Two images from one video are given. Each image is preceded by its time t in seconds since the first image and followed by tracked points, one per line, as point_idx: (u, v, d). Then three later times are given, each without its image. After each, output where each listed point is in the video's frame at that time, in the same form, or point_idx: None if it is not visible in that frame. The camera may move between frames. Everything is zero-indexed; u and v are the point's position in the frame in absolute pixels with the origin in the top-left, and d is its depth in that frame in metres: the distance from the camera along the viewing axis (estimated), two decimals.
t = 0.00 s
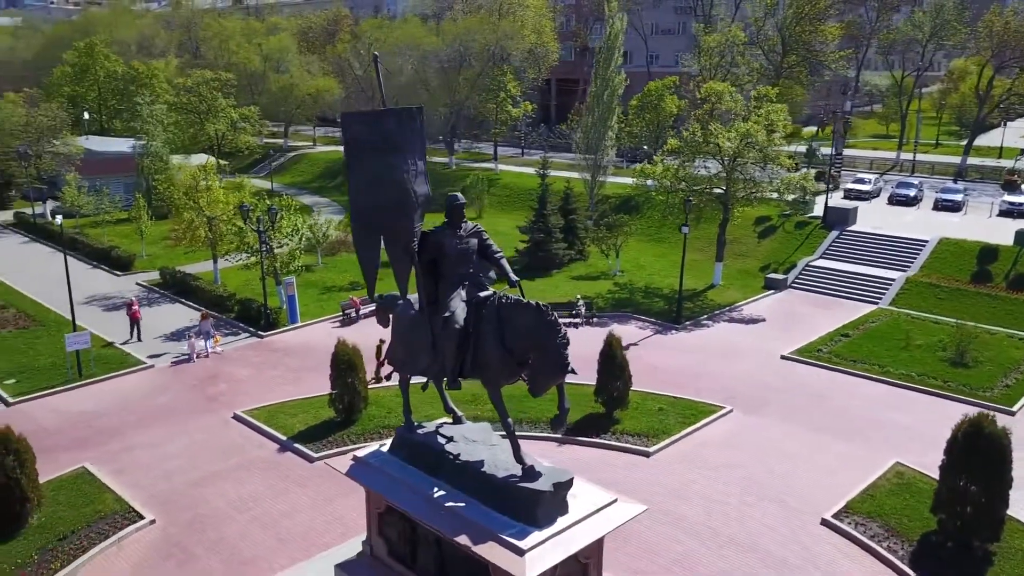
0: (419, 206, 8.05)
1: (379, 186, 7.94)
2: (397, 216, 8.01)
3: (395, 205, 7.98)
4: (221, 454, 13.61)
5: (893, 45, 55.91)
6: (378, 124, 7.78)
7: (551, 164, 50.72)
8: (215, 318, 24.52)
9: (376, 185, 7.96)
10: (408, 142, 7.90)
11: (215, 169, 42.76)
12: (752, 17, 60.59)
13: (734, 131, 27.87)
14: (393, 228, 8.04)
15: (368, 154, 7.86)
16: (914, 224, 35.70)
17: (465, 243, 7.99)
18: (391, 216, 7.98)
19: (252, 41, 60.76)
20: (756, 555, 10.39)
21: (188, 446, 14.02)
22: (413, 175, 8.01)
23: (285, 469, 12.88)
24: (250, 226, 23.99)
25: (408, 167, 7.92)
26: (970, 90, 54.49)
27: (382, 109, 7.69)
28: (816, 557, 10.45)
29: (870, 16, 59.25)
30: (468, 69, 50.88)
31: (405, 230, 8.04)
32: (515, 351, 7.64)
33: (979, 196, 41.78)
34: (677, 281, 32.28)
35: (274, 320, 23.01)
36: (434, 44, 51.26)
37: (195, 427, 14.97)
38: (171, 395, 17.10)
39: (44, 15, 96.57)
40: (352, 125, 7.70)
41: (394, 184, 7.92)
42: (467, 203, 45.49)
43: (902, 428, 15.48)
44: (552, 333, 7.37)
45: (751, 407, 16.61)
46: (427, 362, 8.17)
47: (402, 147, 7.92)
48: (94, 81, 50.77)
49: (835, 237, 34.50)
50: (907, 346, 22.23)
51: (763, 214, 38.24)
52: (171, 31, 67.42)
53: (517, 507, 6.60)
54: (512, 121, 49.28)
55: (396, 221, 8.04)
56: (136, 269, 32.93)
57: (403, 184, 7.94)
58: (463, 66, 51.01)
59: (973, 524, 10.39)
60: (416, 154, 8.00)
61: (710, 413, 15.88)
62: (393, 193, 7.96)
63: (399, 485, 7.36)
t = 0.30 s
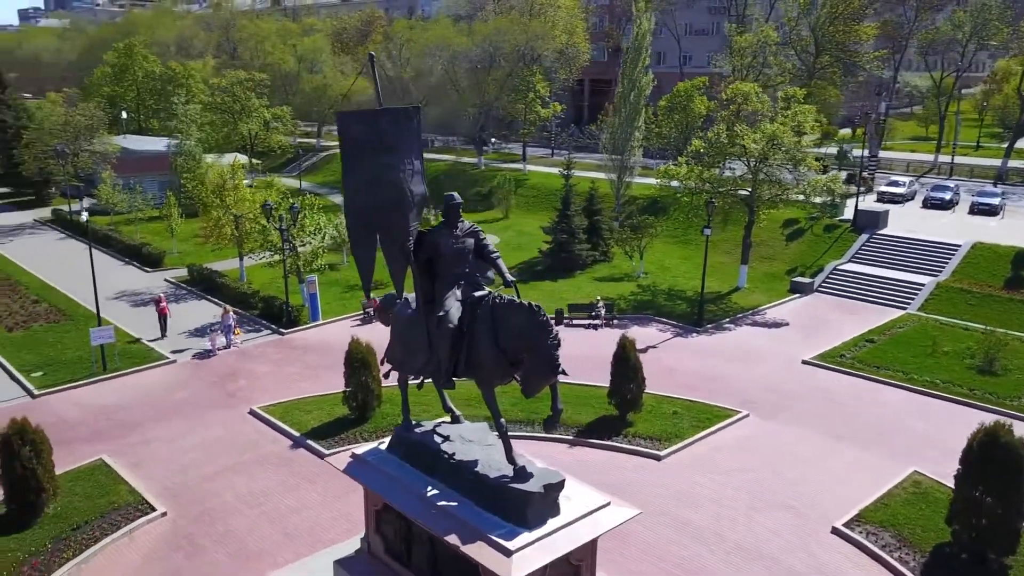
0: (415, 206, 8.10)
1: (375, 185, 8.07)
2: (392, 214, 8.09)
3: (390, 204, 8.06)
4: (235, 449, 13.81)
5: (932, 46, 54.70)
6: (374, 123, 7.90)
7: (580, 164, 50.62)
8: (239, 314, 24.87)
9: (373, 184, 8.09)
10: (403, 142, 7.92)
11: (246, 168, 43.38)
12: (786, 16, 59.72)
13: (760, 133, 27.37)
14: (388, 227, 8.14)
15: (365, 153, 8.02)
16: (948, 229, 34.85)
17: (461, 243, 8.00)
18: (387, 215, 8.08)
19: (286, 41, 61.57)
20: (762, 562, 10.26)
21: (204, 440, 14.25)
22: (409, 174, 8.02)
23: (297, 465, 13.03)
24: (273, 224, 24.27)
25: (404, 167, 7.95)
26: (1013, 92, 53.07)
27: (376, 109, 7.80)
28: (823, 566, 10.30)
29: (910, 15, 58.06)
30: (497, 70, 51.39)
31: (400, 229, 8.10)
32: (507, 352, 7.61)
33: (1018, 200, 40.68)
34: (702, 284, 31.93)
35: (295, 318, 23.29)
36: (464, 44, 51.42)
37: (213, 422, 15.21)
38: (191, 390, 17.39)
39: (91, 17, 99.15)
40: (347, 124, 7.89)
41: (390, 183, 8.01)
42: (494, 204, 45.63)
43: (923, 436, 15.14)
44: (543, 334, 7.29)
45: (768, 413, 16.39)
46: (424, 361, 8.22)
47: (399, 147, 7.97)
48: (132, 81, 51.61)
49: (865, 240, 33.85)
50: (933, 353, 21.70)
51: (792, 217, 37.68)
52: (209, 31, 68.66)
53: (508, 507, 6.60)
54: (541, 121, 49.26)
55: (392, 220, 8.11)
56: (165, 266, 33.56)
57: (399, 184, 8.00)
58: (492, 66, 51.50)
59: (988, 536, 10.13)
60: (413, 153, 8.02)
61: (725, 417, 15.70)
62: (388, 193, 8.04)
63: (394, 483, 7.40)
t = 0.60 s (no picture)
0: (414, 205, 8.27)
1: (374, 185, 8.29)
2: (390, 213, 8.30)
3: (388, 203, 8.28)
4: (252, 443, 14.00)
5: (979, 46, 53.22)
6: (373, 124, 8.13)
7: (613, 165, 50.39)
8: (266, 311, 25.24)
9: (372, 183, 8.31)
10: (403, 141, 8.14)
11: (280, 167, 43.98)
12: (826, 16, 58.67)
13: (791, 135, 26.83)
14: (386, 226, 8.34)
15: (364, 153, 8.25)
16: (988, 234, 33.83)
17: (460, 242, 8.06)
18: (386, 214, 8.29)
19: (324, 42, 62.35)
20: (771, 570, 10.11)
21: (223, 434, 14.49)
22: (408, 173, 8.21)
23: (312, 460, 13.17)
24: (300, 223, 24.57)
25: (403, 166, 8.15)
26: None
27: (376, 109, 8.02)
28: None
29: (956, 15, 56.66)
30: (531, 70, 51.43)
31: (398, 228, 8.29)
32: (502, 352, 7.62)
33: None
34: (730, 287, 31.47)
35: (320, 316, 23.55)
36: (498, 45, 51.51)
37: (233, 416, 15.46)
38: (214, 385, 17.69)
39: (139, 20, 101.61)
40: (346, 123, 8.12)
41: (389, 183, 8.22)
42: (524, 204, 45.63)
43: (948, 447, 14.75)
44: (537, 334, 7.30)
45: (789, 419, 16.10)
46: (423, 360, 8.32)
47: (398, 147, 8.19)
48: (175, 81, 52.71)
49: (900, 245, 33.05)
50: (965, 361, 21.08)
51: (825, 220, 36.97)
52: (250, 32, 69.87)
53: (501, 509, 6.60)
54: (574, 122, 49.12)
55: (391, 219, 8.31)
56: (198, 263, 34.18)
57: (397, 183, 8.21)
58: (526, 66, 51.55)
59: (1007, 551, 9.81)
60: (411, 153, 8.21)
61: (743, 423, 15.49)
62: (386, 192, 8.25)
63: (392, 481, 7.46)
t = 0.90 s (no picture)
0: (414, 204, 8.56)
1: (374, 184, 8.63)
2: (389, 212, 8.62)
3: (388, 202, 8.61)
4: (269, 438, 14.21)
5: None
6: (373, 124, 8.47)
7: (643, 165, 50.06)
8: (291, 309, 25.56)
9: (372, 182, 8.66)
10: (403, 141, 8.49)
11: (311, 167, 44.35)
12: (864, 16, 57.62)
13: (819, 136, 26.33)
14: (386, 225, 8.65)
15: (364, 153, 8.58)
16: None
17: (460, 242, 8.20)
18: (386, 213, 8.60)
19: (358, 43, 63.06)
20: None
21: (241, 429, 14.72)
22: (408, 173, 8.56)
23: (325, 456, 13.31)
24: (324, 221, 24.83)
25: (403, 165, 8.51)
26: None
27: (376, 109, 8.37)
28: None
29: (1001, 14, 55.22)
30: (562, 70, 51.36)
31: (398, 227, 8.61)
32: (499, 351, 7.73)
33: None
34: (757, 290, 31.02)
35: (343, 314, 23.80)
36: (530, 45, 51.56)
37: (253, 412, 15.70)
38: (236, 381, 17.97)
39: (182, 22, 103.60)
40: (346, 123, 8.44)
41: (388, 182, 8.55)
42: (553, 205, 45.54)
43: (972, 456, 14.40)
44: (534, 333, 7.50)
45: (809, 425, 15.85)
46: (421, 360, 8.37)
47: (397, 147, 8.55)
48: (212, 82, 53.51)
49: (933, 249, 32.26)
50: (996, 369, 20.51)
51: (857, 223, 36.26)
52: (288, 33, 70.88)
53: (494, 507, 6.62)
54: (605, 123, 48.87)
55: (391, 217, 8.63)
56: (228, 261, 34.73)
57: (397, 182, 8.55)
58: (557, 67, 51.50)
59: None
60: (411, 153, 8.56)
61: (761, 427, 15.29)
62: (386, 191, 8.59)
63: (391, 478, 7.52)
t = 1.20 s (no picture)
0: (415, 202, 9.05)
1: (376, 183, 9.09)
2: (391, 210, 9.10)
3: (390, 200, 9.07)
4: (289, 433, 14.43)
5: None
6: (374, 124, 8.89)
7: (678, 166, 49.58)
8: (318, 306, 25.90)
9: (374, 181, 9.12)
10: (403, 141, 8.92)
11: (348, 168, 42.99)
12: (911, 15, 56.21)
13: (854, 139, 25.70)
14: (388, 223, 9.13)
15: (365, 152, 9.02)
16: None
17: (461, 241, 8.38)
18: (387, 210, 9.10)
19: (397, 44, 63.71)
20: None
21: (262, 423, 14.97)
22: (410, 172, 9.01)
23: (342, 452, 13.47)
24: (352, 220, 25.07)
25: (405, 164, 8.95)
26: None
27: (377, 110, 8.79)
28: None
29: None
30: (598, 71, 51.15)
31: (400, 225, 9.07)
32: (497, 351, 7.86)
33: None
34: (788, 294, 30.49)
35: (369, 312, 24.03)
36: (566, 46, 51.46)
37: (275, 407, 15.97)
38: (260, 376, 18.29)
39: (230, 23, 105.89)
40: (348, 123, 8.86)
41: (389, 180, 9.01)
42: (586, 206, 45.38)
43: (1001, 468, 13.99)
44: (531, 335, 7.63)
45: (832, 432, 15.56)
46: (422, 358, 8.51)
47: (398, 146, 8.98)
48: (253, 82, 54.12)
49: (974, 254, 31.30)
50: None
51: (896, 226, 35.38)
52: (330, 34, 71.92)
53: (489, 507, 6.68)
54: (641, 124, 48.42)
55: (393, 216, 9.10)
56: (261, 258, 35.33)
57: (398, 180, 8.99)
58: (594, 67, 51.30)
59: None
60: (412, 153, 9.00)
61: (782, 434, 15.05)
62: (388, 189, 9.04)
63: (392, 475, 7.62)
